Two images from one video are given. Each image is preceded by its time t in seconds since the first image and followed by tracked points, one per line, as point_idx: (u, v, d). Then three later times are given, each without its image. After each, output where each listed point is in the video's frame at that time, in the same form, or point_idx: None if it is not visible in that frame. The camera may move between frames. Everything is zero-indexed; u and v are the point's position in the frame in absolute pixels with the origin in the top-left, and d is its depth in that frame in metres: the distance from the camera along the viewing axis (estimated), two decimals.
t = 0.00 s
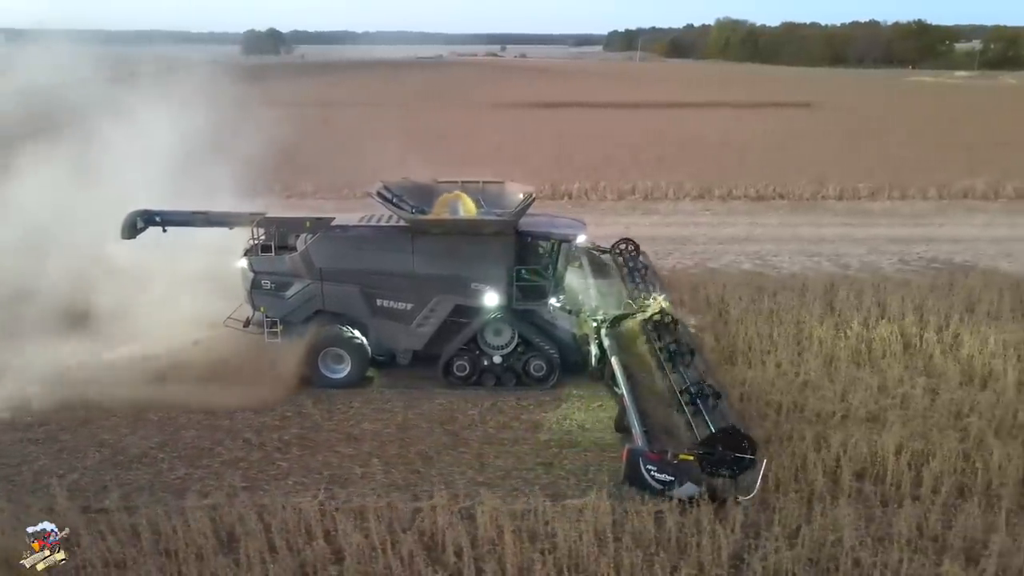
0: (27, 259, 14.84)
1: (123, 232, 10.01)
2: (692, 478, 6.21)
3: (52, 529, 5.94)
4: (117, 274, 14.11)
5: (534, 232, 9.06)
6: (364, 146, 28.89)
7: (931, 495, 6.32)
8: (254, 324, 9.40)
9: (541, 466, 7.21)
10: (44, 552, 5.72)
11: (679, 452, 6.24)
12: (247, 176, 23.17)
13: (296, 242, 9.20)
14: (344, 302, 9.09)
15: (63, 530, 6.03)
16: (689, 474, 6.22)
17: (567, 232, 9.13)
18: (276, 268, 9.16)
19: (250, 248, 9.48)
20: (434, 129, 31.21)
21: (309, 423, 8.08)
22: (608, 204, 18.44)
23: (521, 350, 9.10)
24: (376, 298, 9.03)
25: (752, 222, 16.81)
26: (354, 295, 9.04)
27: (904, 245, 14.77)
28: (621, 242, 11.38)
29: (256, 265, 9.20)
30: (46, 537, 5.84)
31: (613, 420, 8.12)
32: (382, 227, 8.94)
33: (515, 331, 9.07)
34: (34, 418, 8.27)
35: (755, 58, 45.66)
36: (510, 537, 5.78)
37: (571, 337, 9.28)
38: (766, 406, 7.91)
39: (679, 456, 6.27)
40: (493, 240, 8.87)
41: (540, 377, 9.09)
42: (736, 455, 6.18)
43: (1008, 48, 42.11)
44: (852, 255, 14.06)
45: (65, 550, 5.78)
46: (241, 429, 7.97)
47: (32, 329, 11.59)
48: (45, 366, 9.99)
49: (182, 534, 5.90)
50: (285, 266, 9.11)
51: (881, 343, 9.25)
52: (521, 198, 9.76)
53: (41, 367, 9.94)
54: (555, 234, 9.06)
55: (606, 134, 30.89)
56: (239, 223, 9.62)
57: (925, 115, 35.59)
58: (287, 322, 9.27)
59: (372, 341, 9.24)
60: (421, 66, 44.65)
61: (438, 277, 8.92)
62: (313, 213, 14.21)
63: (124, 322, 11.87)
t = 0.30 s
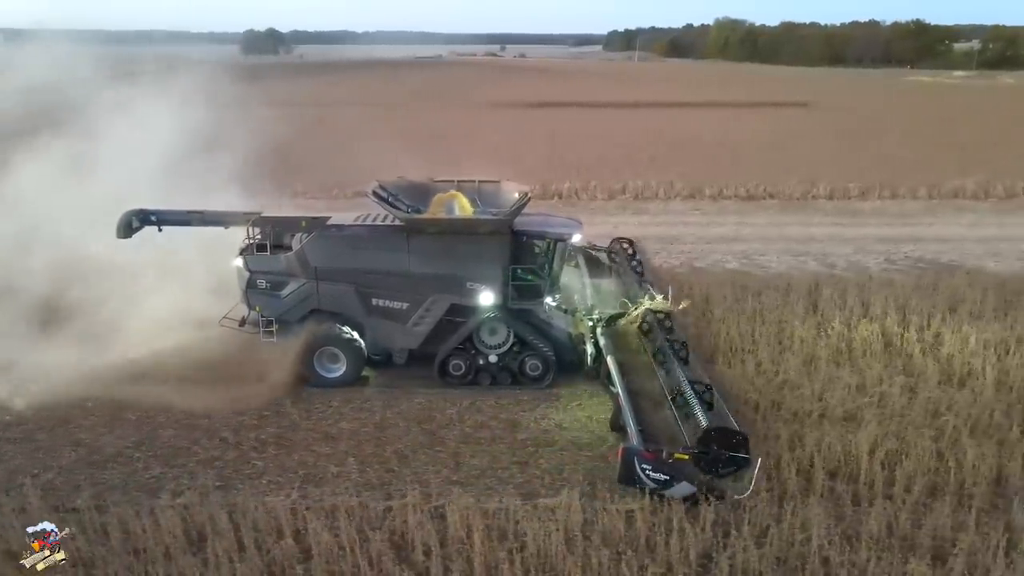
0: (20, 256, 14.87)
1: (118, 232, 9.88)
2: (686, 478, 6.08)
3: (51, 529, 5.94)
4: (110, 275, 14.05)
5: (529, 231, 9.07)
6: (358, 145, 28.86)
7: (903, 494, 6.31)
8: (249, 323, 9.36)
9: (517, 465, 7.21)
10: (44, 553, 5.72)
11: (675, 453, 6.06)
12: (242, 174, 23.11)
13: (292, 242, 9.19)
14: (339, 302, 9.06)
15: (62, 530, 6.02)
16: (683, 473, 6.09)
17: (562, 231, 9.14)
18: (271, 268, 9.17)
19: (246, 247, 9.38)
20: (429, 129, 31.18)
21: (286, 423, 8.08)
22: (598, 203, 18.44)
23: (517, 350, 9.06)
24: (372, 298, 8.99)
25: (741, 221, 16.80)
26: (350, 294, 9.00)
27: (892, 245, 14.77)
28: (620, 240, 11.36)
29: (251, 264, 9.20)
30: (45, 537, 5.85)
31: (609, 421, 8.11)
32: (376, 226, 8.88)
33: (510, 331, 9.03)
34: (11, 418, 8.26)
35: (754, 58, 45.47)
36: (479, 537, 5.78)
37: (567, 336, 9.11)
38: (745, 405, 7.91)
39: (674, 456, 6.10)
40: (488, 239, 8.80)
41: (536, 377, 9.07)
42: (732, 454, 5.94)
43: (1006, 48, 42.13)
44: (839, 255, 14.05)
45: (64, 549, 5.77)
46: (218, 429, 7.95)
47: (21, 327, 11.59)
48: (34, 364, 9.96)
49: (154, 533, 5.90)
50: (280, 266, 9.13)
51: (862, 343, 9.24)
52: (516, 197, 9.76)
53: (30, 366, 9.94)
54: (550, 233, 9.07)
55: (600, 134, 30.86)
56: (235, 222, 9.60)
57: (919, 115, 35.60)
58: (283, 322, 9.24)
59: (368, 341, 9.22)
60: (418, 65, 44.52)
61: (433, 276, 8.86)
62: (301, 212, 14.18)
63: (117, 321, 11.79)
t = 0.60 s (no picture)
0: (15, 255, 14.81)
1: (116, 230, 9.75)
2: (682, 478, 6.10)
3: (52, 529, 5.97)
4: (101, 274, 13.96)
5: (526, 231, 9.07)
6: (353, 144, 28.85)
7: (877, 494, 6.32)
8: (248, 324, 9.33)
9: (494, 465, 7.21)
10: (44, 552, 5.75)
11: (671, 452, 6.11)
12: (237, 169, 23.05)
13: (289, 242, 9.11)
14: (336, 301, 8.98)
15: (63, 530, 6.05)
16: (679, 473, 6.11)
17: (559, 231, 9.14)
18: (268, 267, 9.06)
19: (244, 247, 9.30)
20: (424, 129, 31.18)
21: (265, 423, 8.08)
22: (589, 203, 18.43)
23: (514, 349, 9.00)
24: (369, 297, 8.92)
25: (731, 221, 16.78)
26: (347, 295, 8.94)
27: (880, 245, 14.76)
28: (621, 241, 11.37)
29: (248, 264, 9.10)
30: (45, 538, 5.88)
31: (605, 422, 8.09)
32: (372, 225, 8.82)
33: (508, 330, 8.96)
34: None
35: (754, 58, 45.53)
36: (450, 537, 5.79)
37: (563, 336, 9.10)
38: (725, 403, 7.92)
39: (669, 456, 6.14)
40: (485, 238, 8.75)
41: (532, 377, 9.03)
42: (727, 452, 6.07)
43: (1004, 48, 42.08)
44: (827, 255, 14.04)
45: (64, 549, 5.79)
46: (196, 429, 7.94)
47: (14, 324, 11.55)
48: (20, 364, 9.90)
49: (125, 533, 5.90)
50: (277, 265, 9.02)
51: (844, 343, 9.24)
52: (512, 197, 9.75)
53: (16, 366, 9.88)
54: (547, 233, 9.07)
55: (595, 134, 30.85)
56: (232, 222, 9.51)
57: (915, 115, 35.59)
58: (280, 322, 9.18)
59: (365, 340, 9.15)
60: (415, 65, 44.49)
61: (430, 276, 8.80)
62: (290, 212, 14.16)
63: (108, 318, 11.74)
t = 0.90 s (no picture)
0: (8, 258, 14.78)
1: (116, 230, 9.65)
2: (680, 477, 6.15)
3: (52, 529, 5.95)
4: (96, 275, 13.95)
5: (524, 231, 9.08)
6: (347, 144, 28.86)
7: (853, 494, 6.31)
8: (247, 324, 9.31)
9: (472, 465, 7.21)
10: (44, 552, 5.73)
11: (669, 451, 6.23)
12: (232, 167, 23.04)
13: (287, 242, 9.08)
14: (334, 302, 8.97)
15: (64, 529, 6.03)
16: (678, 473, 6.17)
17: (557, 232, 9.15)
18: (266, 268, 9.02)
19: (242, 247, 9.29)
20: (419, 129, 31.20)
21: (245, 422, 8.07)
22: (581, 203, 18.43)
23: (512, 349, 8.99)
24: (368, 298, 8.90)
25: (721, 221, 16.78)
26: (345, 295, 8.91)
27: (869, 244, 14.76)
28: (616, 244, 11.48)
29: (246, 265, 9.08)
30: (45, 538, 5.86)
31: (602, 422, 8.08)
32: (370, 226, 8.81)
33: (506, 331, 8.95)
34: None
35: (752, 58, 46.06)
36: (423, 537, 5.79)
37: (561, 336, 9.12)
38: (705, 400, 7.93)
39: (668, 455, 6.25)
40: (484, 238, 8.76)
41: (531, 377, 9.00)
42: (724, 451, 6.27)
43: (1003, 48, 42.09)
44: (816, 255, 14.04)
45: (65, 549, 5.77)
46: (175, 429, 7.93)
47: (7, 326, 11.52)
48: (14, 366, 9.93)
49: (99, 533, 5.92)
50: (275, 266, 8.99)
51: (826, 343, 9.24)
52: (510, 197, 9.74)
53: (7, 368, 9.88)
54: (545, 233, 9.09)
55: (591, 134, 30.84)
56: (229, 222, 9.47)
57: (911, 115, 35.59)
58: (278, 322, 9.15)
59: (363, 341, 9.14)
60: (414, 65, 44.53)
61: (428, 276, 8.80)
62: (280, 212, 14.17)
63: (101, 318, 11.76)
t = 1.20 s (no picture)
0: (7, 257, 14.73)
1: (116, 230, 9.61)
2: (680, 476, 6.17)
3: (52, 529, 5.93)
4: (93, 274, 13.95)
5: (524, 230, 9.09)
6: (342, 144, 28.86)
7: (831, 495, 6.32)
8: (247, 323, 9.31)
9: (452, 464, 7.20)
10: (44, 553, 5.71)
11: (668, 451, 6.18)
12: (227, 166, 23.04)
13: (287, 242, 9.09)
14: (334, 301, 8.95)
15: (63, 529, 6.01)
16: (677, 471, 6.18)
17: (557, 232, 9.18)
18: (266, 268, 9.01)
19: (241, 246, 9.31)
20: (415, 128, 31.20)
21: (227, 422, 8.06)
22: (573, 203, 18.43)
23: (512, 349, 8.98)
24: (368, 297, 8.88)
25: (712, 221, 16.78)
26: (345, 294, 8.89)
27: (860, 244, 14.75)
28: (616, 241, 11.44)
29: (246, 264, 9.06)
30: (45, 538, 5.84)
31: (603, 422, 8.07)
32: (369, 225, 8.78)
33: (505, 330, 8.94)
34: None
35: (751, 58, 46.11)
36: (397, 537, 5.79)
37: (561, 336, 9.10)
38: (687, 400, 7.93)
39: (668, 454, 6.21)
40: (484, 237, 8.75)
41: (530, 376, 9.00)
42: (725, 451, 6.12)
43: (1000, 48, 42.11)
44: (806, 254, 14.02)
45: (64, 549, 5.76)
46: (156, 429, 7.92)
47: (4, 325, 11.45)
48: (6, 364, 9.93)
49: (76, 533, 5.92)
50: (274, 265, 8.97)
51: (812, 343, 9.24)
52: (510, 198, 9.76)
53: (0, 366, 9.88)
54: (545, 233, 9.11)
55: (586, 133, 30.84)
56: (228, 222, 9.52)
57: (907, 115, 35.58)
58: (278, 322, 9.14)
59: (363, 340, 9.11)
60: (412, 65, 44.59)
61: (427, 276, 8.78)
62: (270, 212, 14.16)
63: (94, 317, 11.76)
